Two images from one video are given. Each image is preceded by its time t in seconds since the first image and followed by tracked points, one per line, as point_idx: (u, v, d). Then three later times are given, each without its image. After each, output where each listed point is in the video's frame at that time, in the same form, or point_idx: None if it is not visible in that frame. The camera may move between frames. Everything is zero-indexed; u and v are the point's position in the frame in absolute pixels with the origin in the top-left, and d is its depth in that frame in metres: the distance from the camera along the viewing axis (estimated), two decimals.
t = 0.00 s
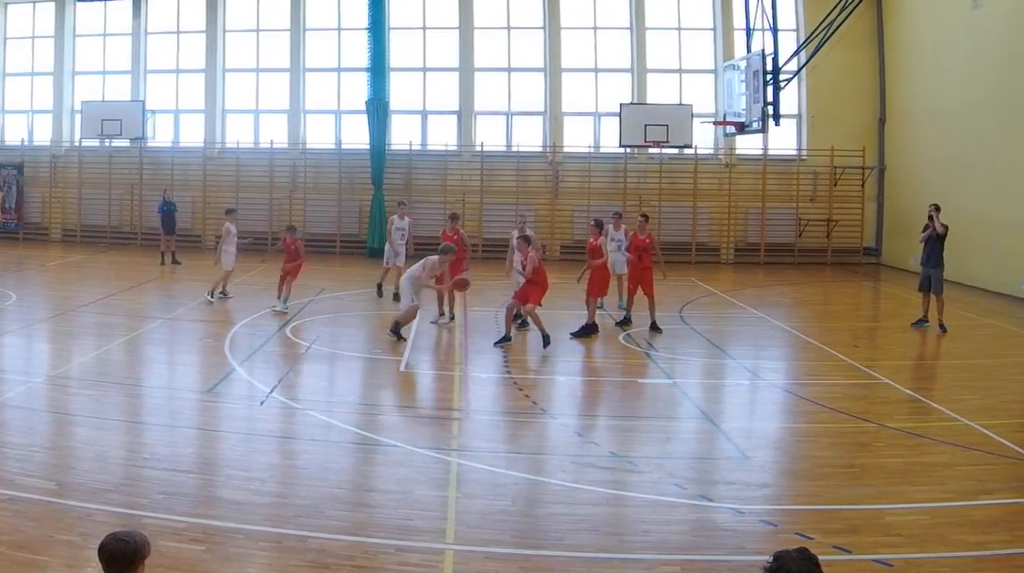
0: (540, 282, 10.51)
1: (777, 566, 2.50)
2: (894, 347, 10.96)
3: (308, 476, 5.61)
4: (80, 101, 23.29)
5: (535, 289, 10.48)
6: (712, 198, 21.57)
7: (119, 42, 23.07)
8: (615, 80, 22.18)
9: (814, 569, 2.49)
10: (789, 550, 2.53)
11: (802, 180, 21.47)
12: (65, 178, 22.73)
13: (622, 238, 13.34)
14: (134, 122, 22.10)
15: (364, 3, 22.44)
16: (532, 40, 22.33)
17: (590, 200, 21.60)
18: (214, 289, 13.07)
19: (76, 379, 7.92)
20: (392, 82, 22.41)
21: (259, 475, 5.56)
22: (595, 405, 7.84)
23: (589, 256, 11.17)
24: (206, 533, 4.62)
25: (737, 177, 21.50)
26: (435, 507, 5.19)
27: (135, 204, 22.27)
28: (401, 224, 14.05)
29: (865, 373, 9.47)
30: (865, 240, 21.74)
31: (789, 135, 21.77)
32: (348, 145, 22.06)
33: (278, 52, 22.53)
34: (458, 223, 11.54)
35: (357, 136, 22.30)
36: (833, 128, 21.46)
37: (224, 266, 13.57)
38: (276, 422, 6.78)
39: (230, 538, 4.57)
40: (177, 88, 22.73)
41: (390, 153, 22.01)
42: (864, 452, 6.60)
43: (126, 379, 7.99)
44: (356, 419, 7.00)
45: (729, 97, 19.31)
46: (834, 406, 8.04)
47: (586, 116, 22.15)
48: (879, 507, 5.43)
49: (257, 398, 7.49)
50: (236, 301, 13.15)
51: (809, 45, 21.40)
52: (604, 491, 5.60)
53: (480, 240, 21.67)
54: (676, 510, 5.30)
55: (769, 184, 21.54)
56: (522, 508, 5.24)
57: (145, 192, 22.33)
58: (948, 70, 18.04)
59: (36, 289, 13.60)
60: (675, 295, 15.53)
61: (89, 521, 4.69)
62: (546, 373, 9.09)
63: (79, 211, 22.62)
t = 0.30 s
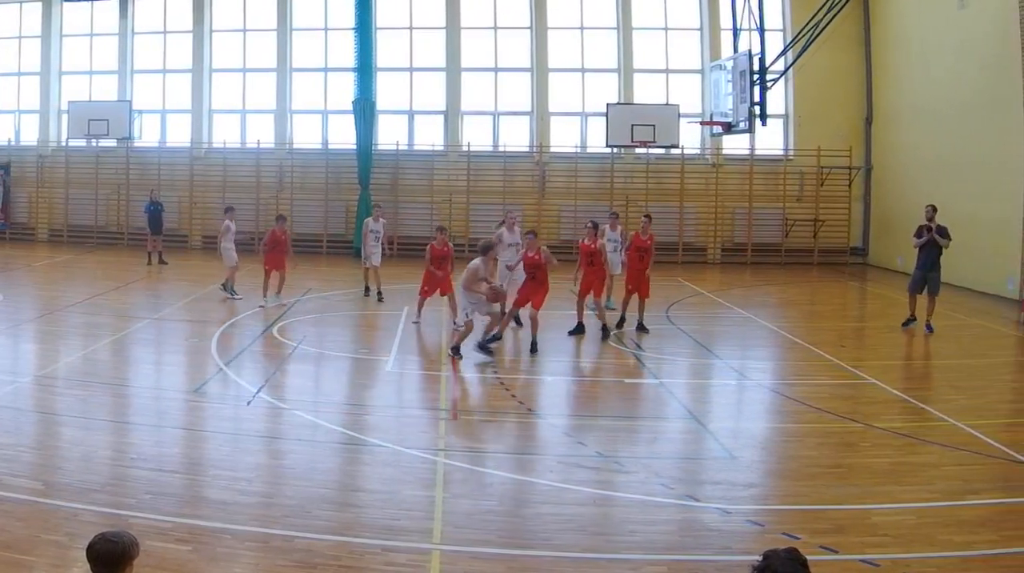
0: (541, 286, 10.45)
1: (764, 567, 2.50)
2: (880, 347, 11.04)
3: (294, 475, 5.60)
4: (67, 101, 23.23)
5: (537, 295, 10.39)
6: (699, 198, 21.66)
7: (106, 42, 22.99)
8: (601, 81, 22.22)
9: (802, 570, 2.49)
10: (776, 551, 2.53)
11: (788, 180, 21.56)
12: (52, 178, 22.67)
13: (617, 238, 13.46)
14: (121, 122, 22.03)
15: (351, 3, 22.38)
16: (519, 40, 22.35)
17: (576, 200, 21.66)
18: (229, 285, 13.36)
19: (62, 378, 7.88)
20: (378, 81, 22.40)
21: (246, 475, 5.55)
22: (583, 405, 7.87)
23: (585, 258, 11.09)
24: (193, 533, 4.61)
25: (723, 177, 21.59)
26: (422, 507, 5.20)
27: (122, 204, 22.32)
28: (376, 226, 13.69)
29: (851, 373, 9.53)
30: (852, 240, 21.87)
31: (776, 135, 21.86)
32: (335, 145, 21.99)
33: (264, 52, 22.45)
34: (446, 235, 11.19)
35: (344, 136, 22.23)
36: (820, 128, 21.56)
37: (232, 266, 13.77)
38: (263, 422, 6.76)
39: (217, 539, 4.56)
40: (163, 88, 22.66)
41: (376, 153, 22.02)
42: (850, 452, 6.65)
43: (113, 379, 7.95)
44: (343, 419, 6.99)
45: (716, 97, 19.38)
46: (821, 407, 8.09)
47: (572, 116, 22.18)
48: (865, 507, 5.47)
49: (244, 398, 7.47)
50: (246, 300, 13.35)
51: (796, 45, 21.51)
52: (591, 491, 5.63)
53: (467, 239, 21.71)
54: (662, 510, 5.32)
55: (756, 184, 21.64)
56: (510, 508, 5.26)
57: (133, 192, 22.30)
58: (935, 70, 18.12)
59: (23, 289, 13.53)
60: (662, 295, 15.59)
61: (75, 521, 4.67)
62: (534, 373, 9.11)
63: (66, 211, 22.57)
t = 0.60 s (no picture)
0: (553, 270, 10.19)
1: (751, 568, 2.53)
2: (867, 347, 11.11)
3: (281, 476, 5.59)
4: (53, 101, 23.13)
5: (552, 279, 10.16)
6: (685, 198, 21.74)
7: (93, 43, 22.89)
8: (588, 81, 22.26)
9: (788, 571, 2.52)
10: (763, 551, 2.56)
11: (775, 180, 21.67)
12: (39, 178, 22.56)
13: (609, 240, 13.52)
14: (108, 122, 21.94)
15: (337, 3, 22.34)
16: (506, 40, 22.38)
17: (563, 200, 21.69)
18: (223, 286, 13.47)
19: (48, 378, 7.83)
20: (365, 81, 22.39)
21: (233, 475, 5.54)
22: (570, 405, 7.89)
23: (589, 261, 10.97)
24: (179, 533, 4.60)
25: (710, 176, 21.68)
26: (408, 507, 5.20)
27: (108, 204, 22.21)
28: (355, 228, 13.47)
29: (838, 373, 9.60)
30: (839, 240, 21.97)
31: (763, 135, 21.97)
32: (321, 145, 21.92)
33: (251, 52, 22.39)
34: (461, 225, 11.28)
35: (330, 136, 22.17)
36: (807, 128, 21.67)
37: (226, 267, 13.73)
38: (249, 422, 6.75)
39: (203, 538, 4.55)
40: (150, 88, 22.58)
41: (363, 153, 22.04)
42: (836, 452, 6.70)
43: (98, 379, 7.91)
44: (329, 419, 6.99)
45: (703, 97, 19.46)
46: (808, 407, 8.14)
47: (559, 116, 22.21)
48: (851, 507, 5.51)
49: (230, 398, 7.45)
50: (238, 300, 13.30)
51: (783, 44, 21.64)
52: (577, 491, 5.65)
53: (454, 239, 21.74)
54: (649, 511, 5.35)
55: (743, 184, 21.74)
56: (496, 508, 5.27)
57: (120, 192, 22.22)
58: (922, 70, 18.22)
59: (9, 289, 13.45)
60: (649, 295, 15.64)
61: (62, 521, 4.65)
62: (521, 373, 9.12)
63: (53, 211, 22.47)
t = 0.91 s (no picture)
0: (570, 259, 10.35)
1: (736, 568, 2.55)
2: (854, 347, 11.19)
3: (268, 476, 5.58)
4: (40, 101, 22.99)
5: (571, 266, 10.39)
6: (672, 198, 21.82)
7: (79, 43, 22.77)
8: (575, 81, 22.30)
9: (773, 571, 2.53)
10: (749, 551, 2.58)
11: (762, 179, 21.78)
12: (25, 178, 22.43)
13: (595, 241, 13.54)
14: (94, 122, 21.83)
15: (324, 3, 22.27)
16: (493, 40, 22.39)
17: (550, 200, 21.73)
18: (210, 287, 13.42)
19: (34, 378, 7.78)
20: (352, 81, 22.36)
21: (220, 475, 5.52)
22: (557, 405, 7.91)
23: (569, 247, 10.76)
24: (166, 533, 4.59)
25: (697, 176, 21.76)
26: (395, 507, 5.21)
27: (95, 204, 22.09)
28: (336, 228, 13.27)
29: (825, 373, 9.66)
30: (825, 240, 22.09)
31: (750, 135, 22.08)
32: (308, 145, 21.84)
33: (238, 52, 22.30)
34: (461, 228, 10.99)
35: (317, 136, 22.10)
36: (793, 128, 21.79)
37: (215, 266, 13.68)
38: (237, 422, 6.74)
39: (191, 538, 4.55)
40: (137, 89, 22.47)
41: (350, 153, 22.02)
42: (823, 452, 6.74)
43: (85, 379, 7.88)
44: (316, 419, 6.98)
45: (689, 97, 19.53)
46: (796, 407, 8.20)
47: (546, 116, 22.24)
48: (837, 507, 5.55)
49: (217, 398, 7.42)
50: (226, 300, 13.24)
51: (769, 45, 21.76)
52: (565, 491, 5.66)
53: (441, 239, 21.76)
54: (636, 510, 5.37)
55: (730, 184, 21.84)
56: (484, 508, 5.28)
57: (107, 192, 22.11)
58: (909, 69, 18.31)
59: None
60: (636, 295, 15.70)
61: (48, 521, 4.64)
62: (508, 374, 9.13)
63: (39, 211, 22.35)
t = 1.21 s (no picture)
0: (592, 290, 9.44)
1: (724, 568, 2.57)
2: (841, 348, 11.25)
3: (254, 475, 5.57)
4: (26, 101, 22.86)
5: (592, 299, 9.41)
6: (659, 198, 21.89)
7: (66, 43, 22.65)
8: (562, 81, 22.33)
9: (760, 571, 2.55)
10: (737, 551, 2.60)
11: (749, 179, 21.87)
12: (12, 179, 22.31)
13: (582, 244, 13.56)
14: (81, 122, 21.73)
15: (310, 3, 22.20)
16: (480, 40, 22.40)
17: (537, 200, 21.75)
18: (197, 288, 13.36)
19: (20, 378, 7.74)
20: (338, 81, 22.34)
21: (206, 475, 5.51)
22: (545, 406, 7.93)
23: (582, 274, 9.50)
24: (153, 533, 4.58)
25: (683, 176, 21.84)
26: (382, 507, 5.21)
27: (82, 204, 21.97)
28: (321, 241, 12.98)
29: (812, 373, 9.72)
30: (812, 240, 22.21)
31: (736, 135, 22.18)
32: (294, 145, 21.77)
33: (224, 52, 22.22)
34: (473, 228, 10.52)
35: (303, 137, 22.03)
36: (780, 128, 21.90)
37: (202, 266, 13.62)
38: (224, 422, 6.72)
39: (177, 538, 4.54)
40: (124, 89, 22.37)
41: (337, 153, 22.00)
42: (809, 452, 6.79)
43: (71, 379, 7.83)
44: (303, 419, 6.97)
45: (676, 97, 19.60)
46: (783, 407, 8.25)
47: (532, 116, 22.26)
48: (824, 507, 5.59)
49: (204, 398, 7.40)
50: (213, 300, 13.18)
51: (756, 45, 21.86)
52: (552, 491, 5.68)
53: (427, 239, 21.76)
54: (623, 510, 5.40)
55: (716, 184, 21.93)
56: (471, 508, 5.29)
57: (93, 193, 22.00)
58: (895, 68, 18.43)
59: None
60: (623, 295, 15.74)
61: (35, 521, 4.62)
62: (495, 374, 9.13)
63: (25, 212, 22.22)
